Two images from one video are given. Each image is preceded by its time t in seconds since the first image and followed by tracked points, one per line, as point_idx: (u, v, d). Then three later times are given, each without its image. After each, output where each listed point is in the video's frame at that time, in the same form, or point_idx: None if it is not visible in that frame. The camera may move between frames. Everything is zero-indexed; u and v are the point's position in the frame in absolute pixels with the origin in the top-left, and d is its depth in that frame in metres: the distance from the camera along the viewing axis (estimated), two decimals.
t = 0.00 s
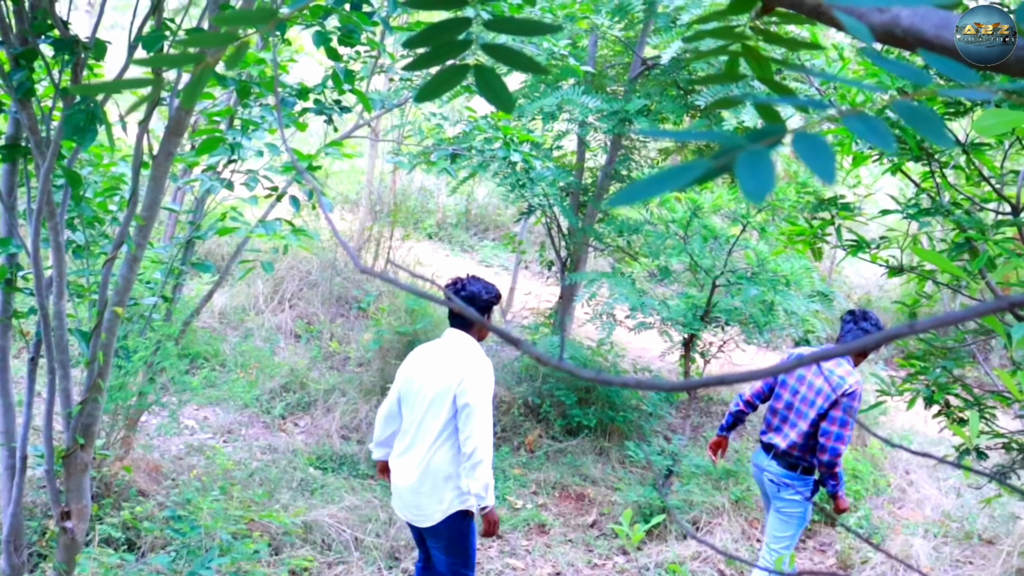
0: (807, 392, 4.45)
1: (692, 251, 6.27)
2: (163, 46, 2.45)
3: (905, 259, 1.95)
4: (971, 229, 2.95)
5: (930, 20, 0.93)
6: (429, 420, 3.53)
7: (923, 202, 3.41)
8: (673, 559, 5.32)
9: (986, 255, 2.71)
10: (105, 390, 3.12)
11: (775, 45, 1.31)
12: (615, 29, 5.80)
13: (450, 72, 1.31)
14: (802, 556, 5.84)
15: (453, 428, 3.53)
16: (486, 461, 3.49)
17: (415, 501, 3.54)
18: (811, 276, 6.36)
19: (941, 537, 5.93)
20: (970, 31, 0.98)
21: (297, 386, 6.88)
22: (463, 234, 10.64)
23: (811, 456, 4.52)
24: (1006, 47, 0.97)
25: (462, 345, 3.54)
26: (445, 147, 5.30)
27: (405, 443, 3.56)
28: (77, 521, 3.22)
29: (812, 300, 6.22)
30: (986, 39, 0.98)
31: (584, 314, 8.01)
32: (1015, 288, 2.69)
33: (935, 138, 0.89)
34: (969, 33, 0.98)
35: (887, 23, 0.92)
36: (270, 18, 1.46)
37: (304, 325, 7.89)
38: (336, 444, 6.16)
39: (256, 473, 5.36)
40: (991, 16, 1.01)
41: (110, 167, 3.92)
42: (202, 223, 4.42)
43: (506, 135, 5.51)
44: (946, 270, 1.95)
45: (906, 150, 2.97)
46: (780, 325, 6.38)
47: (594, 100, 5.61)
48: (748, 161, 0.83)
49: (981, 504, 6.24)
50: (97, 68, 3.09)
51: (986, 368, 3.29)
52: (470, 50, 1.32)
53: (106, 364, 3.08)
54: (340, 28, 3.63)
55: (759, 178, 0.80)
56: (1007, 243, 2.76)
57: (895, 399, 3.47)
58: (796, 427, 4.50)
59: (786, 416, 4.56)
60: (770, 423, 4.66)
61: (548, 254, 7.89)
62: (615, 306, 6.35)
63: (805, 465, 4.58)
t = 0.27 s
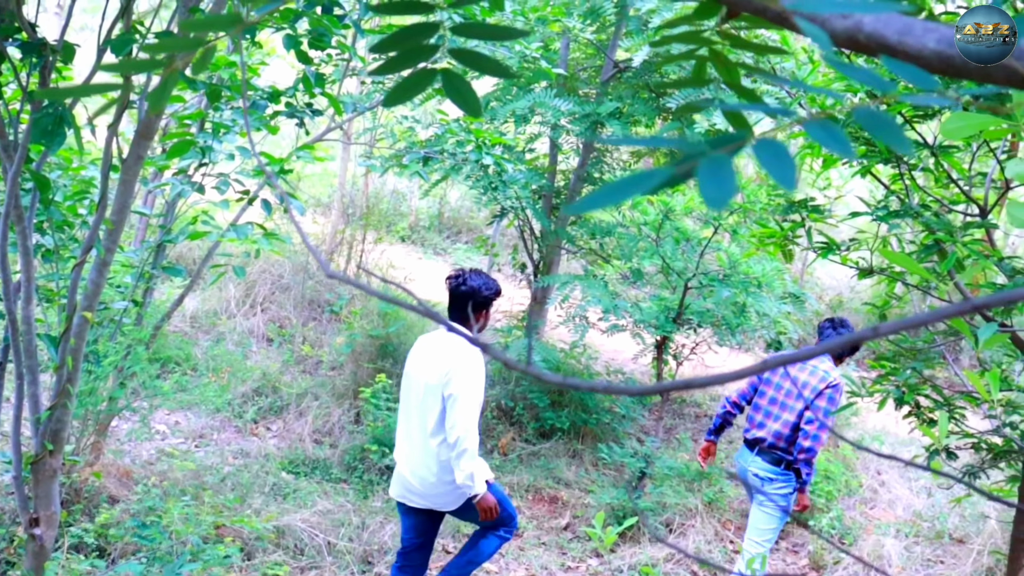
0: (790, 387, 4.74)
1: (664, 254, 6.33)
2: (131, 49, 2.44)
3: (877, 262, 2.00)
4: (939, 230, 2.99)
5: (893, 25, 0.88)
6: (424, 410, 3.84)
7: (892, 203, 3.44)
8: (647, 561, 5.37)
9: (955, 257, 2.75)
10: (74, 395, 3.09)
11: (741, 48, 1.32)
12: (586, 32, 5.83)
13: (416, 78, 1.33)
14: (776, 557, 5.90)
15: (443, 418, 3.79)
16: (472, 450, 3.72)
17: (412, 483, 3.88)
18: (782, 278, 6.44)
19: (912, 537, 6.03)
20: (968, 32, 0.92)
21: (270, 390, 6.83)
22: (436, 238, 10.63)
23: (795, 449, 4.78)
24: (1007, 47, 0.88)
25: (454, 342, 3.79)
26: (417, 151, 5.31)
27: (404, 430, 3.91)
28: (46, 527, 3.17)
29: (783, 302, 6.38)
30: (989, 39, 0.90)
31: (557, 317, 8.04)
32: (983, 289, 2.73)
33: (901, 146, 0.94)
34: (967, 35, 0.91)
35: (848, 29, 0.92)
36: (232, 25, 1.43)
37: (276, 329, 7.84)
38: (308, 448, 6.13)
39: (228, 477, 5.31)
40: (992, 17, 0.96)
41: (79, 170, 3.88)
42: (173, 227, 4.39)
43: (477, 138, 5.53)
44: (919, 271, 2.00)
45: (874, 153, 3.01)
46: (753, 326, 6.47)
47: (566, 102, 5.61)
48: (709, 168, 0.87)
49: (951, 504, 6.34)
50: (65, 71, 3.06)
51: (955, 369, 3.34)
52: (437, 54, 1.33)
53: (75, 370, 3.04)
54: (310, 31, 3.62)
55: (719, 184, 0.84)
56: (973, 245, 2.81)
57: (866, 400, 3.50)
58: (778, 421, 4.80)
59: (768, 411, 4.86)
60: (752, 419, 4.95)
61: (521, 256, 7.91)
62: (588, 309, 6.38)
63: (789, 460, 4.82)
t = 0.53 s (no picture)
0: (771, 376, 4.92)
1: (634, 262, 6.37)
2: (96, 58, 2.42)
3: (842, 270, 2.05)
4: (904, 239, 3.03)
5: (848, 40, 0.98)
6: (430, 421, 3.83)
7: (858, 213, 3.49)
8: (617, 570, 5.39)
9: (920, 265, 2.79)
10: (38, 408, 3.04)
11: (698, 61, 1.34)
12: (556, 40, 5.87)
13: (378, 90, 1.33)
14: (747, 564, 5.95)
15: (450, 432, 3.78)
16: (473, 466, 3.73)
17: (412, 490, 3.87)
18: (751, 286, 6.51)
19: (881, 543, 6.11)
20: (973, 32, 1.35)
21: (238, 400, 6.70)
22: (406, 246, 10.59)
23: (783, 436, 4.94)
24: (1003, 46, 1.34)
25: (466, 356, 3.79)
26: (387, 160, 5.31)
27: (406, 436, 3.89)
28: (8, 542, 3.08)
29: (752, 308, 6.44)
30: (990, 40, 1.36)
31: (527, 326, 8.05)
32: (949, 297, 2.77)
33: (853, 161, 0.98)
34: (973, 34, 1.35)
35: (805, 43, 0.98)
36: (190, 38, 1.42)
37: (245, 338, 7.76)
38: (277, 458, 6.07)
39: (196, 488, 5.24)
40: (992, 19, 1.37)
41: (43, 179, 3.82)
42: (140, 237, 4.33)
43: (446, 147, 5.54)
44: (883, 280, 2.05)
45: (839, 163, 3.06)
46: (722, 334, 6.54)
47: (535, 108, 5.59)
48: (663, 184, 0.90)
49: (919, 510, 6.45)
50: (29, 78, 3.02)
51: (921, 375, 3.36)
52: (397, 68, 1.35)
53: (40, 381, 3.00)
54: (277, 40, 3.61)
55: (673, 200, 0.87)
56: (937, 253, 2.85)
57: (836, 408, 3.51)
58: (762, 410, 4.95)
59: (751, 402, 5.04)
60: (738, 410, 5.13)
61: (491, 265, 7.92)
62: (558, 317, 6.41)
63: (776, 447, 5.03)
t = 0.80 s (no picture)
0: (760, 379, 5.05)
1: (604, 269, 6.42)
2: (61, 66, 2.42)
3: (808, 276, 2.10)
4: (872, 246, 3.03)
5: (807, 48, 1.00)
6: (461, 429, 4.03)
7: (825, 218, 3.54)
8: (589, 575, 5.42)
9: (886, 273, 2.83)
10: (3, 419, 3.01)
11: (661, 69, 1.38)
12: (526, 48, 5.87)
13: (341, 99, 1.36)
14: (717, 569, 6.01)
15: (481, 440, 4.01)
16: (507, 475, 3.95)
17: (440, 493, 4.06)
18: (721, 292, 6.58)
19: (851, 547, 6.18)
20: (974, 32, 1.62)
21: (208, 409, 6.67)
22: (377, 254, 10.55)
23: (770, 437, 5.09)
24: (1002, 46, 1.65)
25: (496, 365, 4.12)
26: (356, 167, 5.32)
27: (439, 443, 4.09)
28: None
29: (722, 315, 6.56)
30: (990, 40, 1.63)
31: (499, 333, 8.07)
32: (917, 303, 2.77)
33: (809, 167, 1.01)
34: (972, 35, 1.65)
35: (765, 51, 1.00)
36: (151, 46, 1.44)
37: (215, 347, 7.69)
38: (248, 467, 6.03)
39: (166, 497, 5.19)
40: (992, 20, 1.62)
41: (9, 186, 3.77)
42: (109, 244, 4.29)
43: (416, 154, 5.55)
44: (848, 286, 2.09)
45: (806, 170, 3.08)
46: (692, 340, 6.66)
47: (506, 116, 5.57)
48: (618, 194, 0.94)
49: (887, 514, 6.53)
50: None
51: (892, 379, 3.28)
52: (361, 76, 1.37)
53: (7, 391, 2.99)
54: (244, 48, 3.59)
55: (629, 211, 0.91)
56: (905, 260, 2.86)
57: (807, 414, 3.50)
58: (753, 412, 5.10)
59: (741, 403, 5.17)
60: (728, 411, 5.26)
61: (462, 272, 7.93)
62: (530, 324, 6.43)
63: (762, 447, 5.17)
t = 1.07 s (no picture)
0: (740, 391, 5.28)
1: (565, 281, 6.46)
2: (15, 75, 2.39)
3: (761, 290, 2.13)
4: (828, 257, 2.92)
5: (756, 63, 1.05)
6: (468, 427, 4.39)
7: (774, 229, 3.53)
8: None
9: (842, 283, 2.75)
10: None
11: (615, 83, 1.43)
12: (487, 60, 5.84)
13: (294, 110, 1.38)
14: None
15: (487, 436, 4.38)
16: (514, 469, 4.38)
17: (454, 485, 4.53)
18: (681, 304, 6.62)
19: (811, 557, 6.26)
20: (976, 32, 1.89)
21: (167, 424, 6.52)
22: (338, 266, 10.47)
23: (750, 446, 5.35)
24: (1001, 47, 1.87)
25: (496, 366, 4.27)
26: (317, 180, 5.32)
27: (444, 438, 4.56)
28: None
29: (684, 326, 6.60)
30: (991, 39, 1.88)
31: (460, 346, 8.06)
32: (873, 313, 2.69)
33: (753, 183, 1.06)
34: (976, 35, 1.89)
35: (715, 67, 1.05)
36: (104, 58, 1.41)
37: (173, 361, 7.57)
38: (207, 482, 5.95)
39: (122, 514, 5.11)
40: (992, 20, 1.86)
41: None
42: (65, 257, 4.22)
43: (377, 167, 5.53)
44: (803, 298, 2.14)
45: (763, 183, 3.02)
46: (653, 353, 6.60)
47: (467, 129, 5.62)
48: (565, 210, 0.95)
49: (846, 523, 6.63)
50: None
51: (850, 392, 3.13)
52: (311, 89, 1.40)
53: None
54: (201, 59, 3.56)
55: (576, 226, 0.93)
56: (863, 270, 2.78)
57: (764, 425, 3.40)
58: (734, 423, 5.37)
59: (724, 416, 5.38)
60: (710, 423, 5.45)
61: (424, 284, 7.92)
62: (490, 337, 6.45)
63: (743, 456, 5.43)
